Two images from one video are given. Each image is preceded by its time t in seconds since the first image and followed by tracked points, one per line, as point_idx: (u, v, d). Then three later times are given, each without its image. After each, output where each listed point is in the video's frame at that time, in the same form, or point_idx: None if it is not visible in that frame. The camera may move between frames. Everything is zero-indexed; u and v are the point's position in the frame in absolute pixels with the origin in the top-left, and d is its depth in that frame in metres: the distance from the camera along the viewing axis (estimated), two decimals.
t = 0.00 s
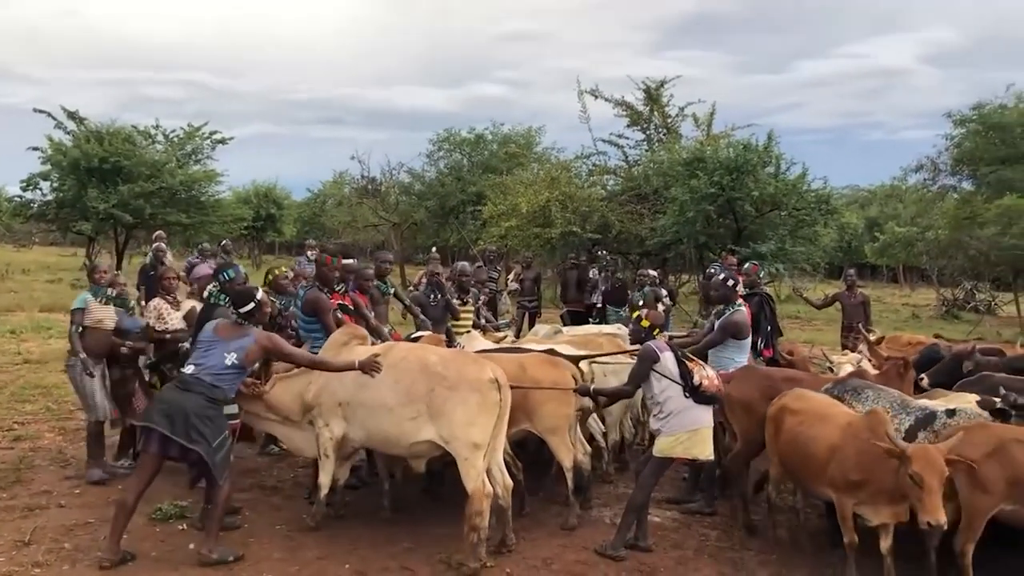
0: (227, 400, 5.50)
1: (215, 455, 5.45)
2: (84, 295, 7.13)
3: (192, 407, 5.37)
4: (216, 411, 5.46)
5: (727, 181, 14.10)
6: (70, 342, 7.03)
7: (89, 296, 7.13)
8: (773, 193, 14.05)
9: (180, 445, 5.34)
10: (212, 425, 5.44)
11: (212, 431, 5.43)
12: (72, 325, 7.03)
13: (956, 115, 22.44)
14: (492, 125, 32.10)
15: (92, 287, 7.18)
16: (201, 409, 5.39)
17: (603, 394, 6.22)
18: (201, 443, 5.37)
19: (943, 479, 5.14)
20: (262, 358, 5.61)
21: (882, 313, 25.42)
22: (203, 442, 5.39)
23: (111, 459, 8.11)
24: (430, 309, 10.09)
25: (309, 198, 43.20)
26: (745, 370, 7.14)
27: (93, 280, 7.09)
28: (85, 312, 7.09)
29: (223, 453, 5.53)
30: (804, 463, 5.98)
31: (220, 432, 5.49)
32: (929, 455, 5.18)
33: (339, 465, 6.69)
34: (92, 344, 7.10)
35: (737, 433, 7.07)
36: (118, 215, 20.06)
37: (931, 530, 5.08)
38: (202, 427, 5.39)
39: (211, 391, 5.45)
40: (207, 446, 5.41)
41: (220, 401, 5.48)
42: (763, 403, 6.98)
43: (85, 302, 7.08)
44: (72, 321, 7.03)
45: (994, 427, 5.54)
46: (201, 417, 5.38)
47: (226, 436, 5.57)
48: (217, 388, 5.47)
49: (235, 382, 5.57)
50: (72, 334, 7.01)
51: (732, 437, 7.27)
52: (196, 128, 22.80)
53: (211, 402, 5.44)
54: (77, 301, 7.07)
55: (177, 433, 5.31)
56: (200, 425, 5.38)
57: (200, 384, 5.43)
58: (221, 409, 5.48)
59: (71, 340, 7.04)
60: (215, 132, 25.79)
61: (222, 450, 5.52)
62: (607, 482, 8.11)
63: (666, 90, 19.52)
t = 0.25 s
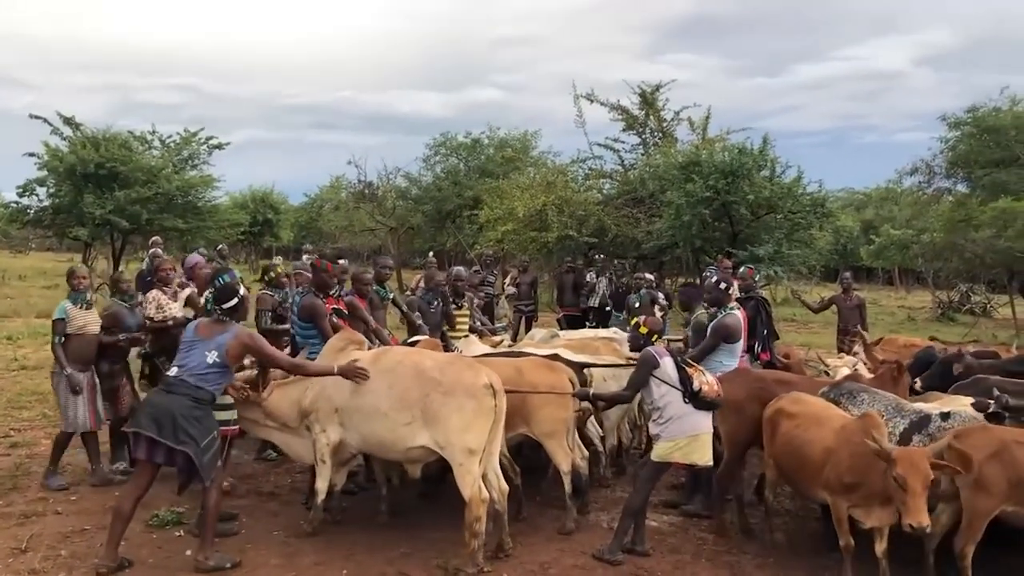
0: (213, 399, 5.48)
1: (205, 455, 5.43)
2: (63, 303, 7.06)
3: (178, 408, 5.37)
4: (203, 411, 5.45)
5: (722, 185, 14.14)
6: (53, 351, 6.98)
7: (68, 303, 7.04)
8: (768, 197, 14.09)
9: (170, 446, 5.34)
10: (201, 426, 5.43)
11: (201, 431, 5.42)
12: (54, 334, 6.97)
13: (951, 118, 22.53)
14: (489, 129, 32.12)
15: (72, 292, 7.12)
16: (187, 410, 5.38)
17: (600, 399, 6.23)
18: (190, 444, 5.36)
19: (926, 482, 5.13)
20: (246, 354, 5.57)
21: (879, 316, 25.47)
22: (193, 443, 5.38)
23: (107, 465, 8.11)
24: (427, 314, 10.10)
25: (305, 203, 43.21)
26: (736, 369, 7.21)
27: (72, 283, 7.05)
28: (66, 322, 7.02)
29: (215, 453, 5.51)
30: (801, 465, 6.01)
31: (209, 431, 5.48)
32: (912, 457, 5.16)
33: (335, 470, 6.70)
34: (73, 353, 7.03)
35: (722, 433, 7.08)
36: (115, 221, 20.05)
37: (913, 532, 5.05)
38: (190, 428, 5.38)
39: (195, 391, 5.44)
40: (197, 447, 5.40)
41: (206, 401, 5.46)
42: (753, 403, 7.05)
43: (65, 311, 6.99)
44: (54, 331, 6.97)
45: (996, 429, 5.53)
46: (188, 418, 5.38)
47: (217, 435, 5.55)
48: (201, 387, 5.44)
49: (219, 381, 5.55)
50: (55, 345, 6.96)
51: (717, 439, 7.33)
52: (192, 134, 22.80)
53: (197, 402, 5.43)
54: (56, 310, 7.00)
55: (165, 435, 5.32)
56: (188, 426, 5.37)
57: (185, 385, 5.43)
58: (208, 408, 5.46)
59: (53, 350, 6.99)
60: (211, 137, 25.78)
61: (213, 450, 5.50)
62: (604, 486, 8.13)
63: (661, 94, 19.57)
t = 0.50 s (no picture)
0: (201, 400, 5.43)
1: (198, 457, 5.39)
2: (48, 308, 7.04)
3: (168, 412, 5.32)
4: (193, 413, 5.40)
5: (720, 190, 14.16)
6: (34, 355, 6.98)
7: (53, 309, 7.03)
8: (766, 203, 14.10)
9: (162, 450, 5.30)
10: (191, 428, 5.38)
11: (192, 433, 5.38)
12: (38, 339, 6.95)
13: (947, 124, 22.58)
14: (486, 134, 32.14)
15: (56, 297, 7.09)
16: (177, 413, 5.33)
17: (597, 405, 6.22)
18: (182, 446, 5.32)
19: (916, 486, 5.14)
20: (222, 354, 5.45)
21: (876, 321, 25.48)
22: (184, 446, 5.34)
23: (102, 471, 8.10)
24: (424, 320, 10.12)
25: (303, 208, 43.20)
26: (731, 375, 7.21)
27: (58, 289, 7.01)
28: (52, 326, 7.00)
29: (208, 454, 5.48)
30: (800, 470, 6.00)
31: (200, 433, 5.43)
32: (902, 461, 5.19)
33: (331, 476, 6.68)
34: (60, 357, 7.04)
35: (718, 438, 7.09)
36: (112, 225, 20.04)
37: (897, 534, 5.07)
38: (181, 431, 5.34)
39: (183, 393, 5.37)
40: (189, 450, 5.36)
41: (195, 402, 5.41)
42: (750, 410, 7.06)
43: (50, 316, 6.98)
44: (37, 335, 6.95)
45: (999, 435, 5.48)
46: (178, 420, 5.33)
47: (209, 436, 5.51)
48: (187, 389, 5.38)
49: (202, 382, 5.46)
50: (37, 349, 6.95)
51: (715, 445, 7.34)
52: (190, 138, 22.79)
53: (186, 404, 5.37)
54: (40, 315, 6.98)
55: (155, 439, 5.28)
56: (178, 429, 5.32)
57: (171, 388, 5.37)
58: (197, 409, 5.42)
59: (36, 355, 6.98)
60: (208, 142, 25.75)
61: (206, 452, 5.46)
62: (601, 491, 8.11)
63: (659, 100, 19.60)
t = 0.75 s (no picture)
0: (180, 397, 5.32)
1: (184, 457, 5.31)
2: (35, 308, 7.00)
3: (148, 412, 5.23)
4: (175, 412, 5.31)
5: (716, 195, 14.17)
6: (22, 356, 6.99)
7: (40, 309, 6.98)
8: (762, 207, 14.11)
9: (145, 452, 5.22)
10: (173, 427, 5.29)
11: (174, 432, 5.29)
12: (24, 341, 6.92)
13: (942, 129, 22.65)
14: (482, 138, 32.14)
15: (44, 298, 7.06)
16: (158, 413, 5.24)
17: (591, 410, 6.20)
18: (167, 446, 5.24)
19: (904, 489, 5.15)
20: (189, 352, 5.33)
21: (871, 326, 25.51)
22: (168, 446, 5.26)
23: (95, 474, 8.06)
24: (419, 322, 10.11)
25: (298, 211, 43.14)
26: (726, 379, 7.22)
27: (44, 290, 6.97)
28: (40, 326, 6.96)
29: (193, 454, 5.39)
30: (797, 473, 6.00)
31: (184, 432, 5.35)
32: (890, 464, 5.20)
33: (324, 479, 6.66)
34: (50, 359, 6.99)
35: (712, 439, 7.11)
36: (106, 228, 19.99)
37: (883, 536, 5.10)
38: (164, 431, 5.25)
39: (161, 393, 5.28)
40: (172, 450, 5.27)
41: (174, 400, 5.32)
42: (744, 414, 7.09)
43: (36, 316, 6.93)
44: (24, 337, 6.92)
45: (995, 439, 5.48)
46: (159, 421, 5.24)
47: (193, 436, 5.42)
48: (165, 387, 5.28)
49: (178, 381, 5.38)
50: (25, 350, 6.93)
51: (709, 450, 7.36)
52: (185, 141, 22.74)
53: (166, 403, 5.28)
54: (27, 315, 6.94)
55: (137, 441, 5.19)
56: (160, 428, 5.23)
57: (148, 389, 5.28)
58: (178, 407, 5.31)
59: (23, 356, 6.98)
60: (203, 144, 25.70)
61: (190, 451, 5.37)
62: (597, 495, 8.09)
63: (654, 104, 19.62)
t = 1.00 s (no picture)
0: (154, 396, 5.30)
1: (161, 456, 5.31)
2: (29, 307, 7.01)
3: (124, 414, 5.23)
4: (151, 412, 5.30)
5: (710, 196, 14.21)
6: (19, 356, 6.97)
7: (35, 307, 7.01)
8: (756, 209, 14.15)
9: (123, 453, 5.22)
10: (150, 428, 5.28)
11: (151, 433, 5.28)
12: (21, 339, 6.91)
13: (936, 132, 22.73)
14: (477, 139, 32.15)
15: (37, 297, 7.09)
16: (134, 414, 5.24)
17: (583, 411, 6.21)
18: (144, 447, 5.24)
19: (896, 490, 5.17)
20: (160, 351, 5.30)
21: (865, 328, 25.56)
22: (145, 447, 5.26)
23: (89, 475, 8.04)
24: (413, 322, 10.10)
25: (293, 212, 43.09)
26: (719, 379, 7.24)
27: (38, 288, 7.01)
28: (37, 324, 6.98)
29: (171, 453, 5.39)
30: (791, 474, 6.02)
31: (161, 432, 5.34)
32: (880, 465, 5.23)
33: (317, 480, 6.66)
34: (47, 357, 7.03)
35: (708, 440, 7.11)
36: (101, 228, 19.97)
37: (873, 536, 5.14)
38: (141, 432, 5.25)
39: (135, 394, 5.27)
40: (149, 451, 5.27)
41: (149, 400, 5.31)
42: (737, 414, 7.11)
43: (31, 314, 6.94)
44: (20, 336, 6.91)
45: (987, 440, 5.50)
46: (135, 422, 5.24)
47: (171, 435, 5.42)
48: (139, 388, 5.26)
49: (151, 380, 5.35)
50: (22, 349, 6.92)
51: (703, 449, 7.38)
52: (180, 141, 22.70)
53: (141, 404, 5.27)
54: (23, 314, 6.94)
55: (114, 443, 5.21)
56: (137, 430, 5.23)
57: (122, 391, 5.26)
58: (155, 407, 5.29)
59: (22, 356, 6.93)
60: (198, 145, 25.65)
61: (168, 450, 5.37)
62: (590, 496, 8.10)
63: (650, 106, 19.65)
